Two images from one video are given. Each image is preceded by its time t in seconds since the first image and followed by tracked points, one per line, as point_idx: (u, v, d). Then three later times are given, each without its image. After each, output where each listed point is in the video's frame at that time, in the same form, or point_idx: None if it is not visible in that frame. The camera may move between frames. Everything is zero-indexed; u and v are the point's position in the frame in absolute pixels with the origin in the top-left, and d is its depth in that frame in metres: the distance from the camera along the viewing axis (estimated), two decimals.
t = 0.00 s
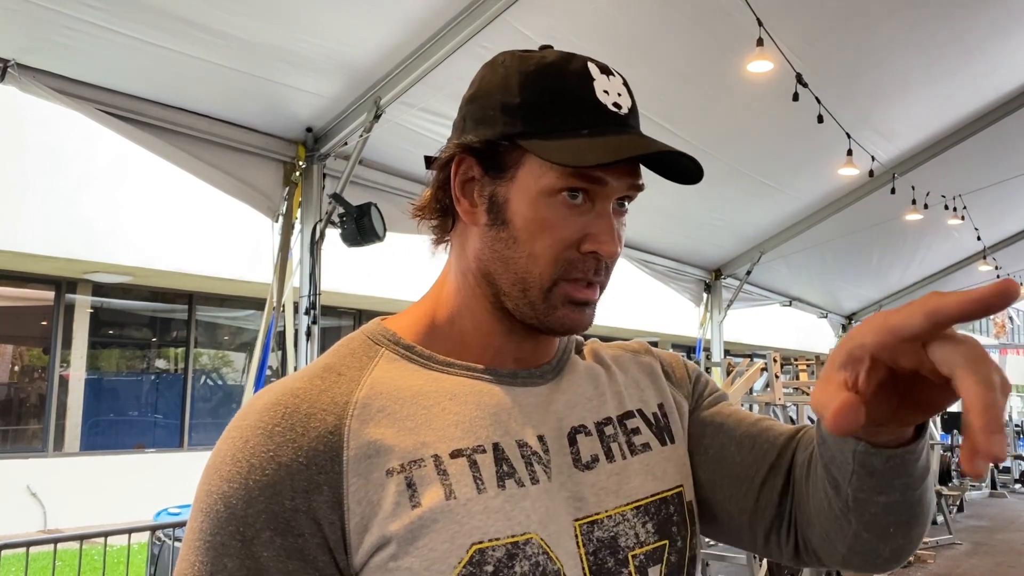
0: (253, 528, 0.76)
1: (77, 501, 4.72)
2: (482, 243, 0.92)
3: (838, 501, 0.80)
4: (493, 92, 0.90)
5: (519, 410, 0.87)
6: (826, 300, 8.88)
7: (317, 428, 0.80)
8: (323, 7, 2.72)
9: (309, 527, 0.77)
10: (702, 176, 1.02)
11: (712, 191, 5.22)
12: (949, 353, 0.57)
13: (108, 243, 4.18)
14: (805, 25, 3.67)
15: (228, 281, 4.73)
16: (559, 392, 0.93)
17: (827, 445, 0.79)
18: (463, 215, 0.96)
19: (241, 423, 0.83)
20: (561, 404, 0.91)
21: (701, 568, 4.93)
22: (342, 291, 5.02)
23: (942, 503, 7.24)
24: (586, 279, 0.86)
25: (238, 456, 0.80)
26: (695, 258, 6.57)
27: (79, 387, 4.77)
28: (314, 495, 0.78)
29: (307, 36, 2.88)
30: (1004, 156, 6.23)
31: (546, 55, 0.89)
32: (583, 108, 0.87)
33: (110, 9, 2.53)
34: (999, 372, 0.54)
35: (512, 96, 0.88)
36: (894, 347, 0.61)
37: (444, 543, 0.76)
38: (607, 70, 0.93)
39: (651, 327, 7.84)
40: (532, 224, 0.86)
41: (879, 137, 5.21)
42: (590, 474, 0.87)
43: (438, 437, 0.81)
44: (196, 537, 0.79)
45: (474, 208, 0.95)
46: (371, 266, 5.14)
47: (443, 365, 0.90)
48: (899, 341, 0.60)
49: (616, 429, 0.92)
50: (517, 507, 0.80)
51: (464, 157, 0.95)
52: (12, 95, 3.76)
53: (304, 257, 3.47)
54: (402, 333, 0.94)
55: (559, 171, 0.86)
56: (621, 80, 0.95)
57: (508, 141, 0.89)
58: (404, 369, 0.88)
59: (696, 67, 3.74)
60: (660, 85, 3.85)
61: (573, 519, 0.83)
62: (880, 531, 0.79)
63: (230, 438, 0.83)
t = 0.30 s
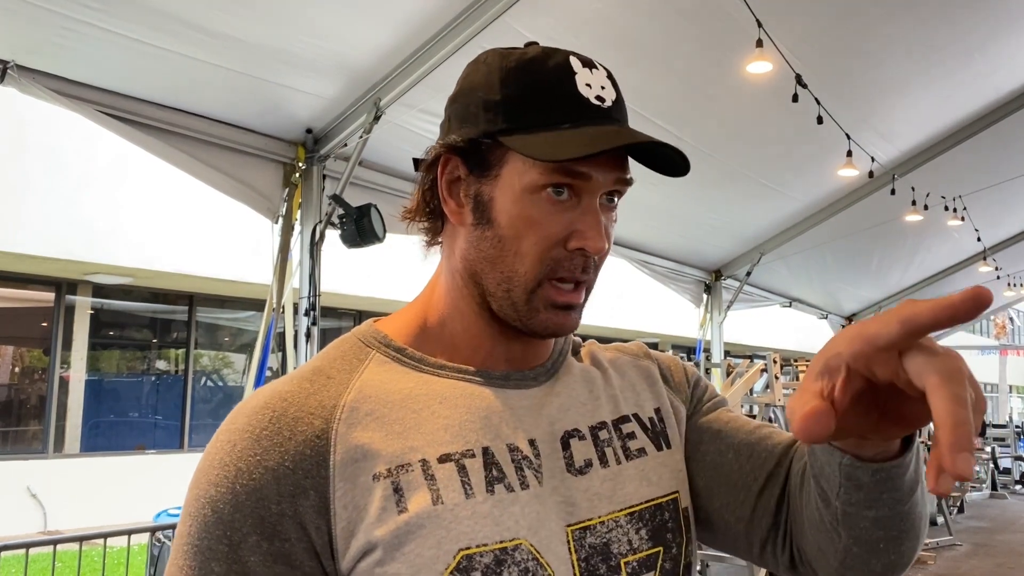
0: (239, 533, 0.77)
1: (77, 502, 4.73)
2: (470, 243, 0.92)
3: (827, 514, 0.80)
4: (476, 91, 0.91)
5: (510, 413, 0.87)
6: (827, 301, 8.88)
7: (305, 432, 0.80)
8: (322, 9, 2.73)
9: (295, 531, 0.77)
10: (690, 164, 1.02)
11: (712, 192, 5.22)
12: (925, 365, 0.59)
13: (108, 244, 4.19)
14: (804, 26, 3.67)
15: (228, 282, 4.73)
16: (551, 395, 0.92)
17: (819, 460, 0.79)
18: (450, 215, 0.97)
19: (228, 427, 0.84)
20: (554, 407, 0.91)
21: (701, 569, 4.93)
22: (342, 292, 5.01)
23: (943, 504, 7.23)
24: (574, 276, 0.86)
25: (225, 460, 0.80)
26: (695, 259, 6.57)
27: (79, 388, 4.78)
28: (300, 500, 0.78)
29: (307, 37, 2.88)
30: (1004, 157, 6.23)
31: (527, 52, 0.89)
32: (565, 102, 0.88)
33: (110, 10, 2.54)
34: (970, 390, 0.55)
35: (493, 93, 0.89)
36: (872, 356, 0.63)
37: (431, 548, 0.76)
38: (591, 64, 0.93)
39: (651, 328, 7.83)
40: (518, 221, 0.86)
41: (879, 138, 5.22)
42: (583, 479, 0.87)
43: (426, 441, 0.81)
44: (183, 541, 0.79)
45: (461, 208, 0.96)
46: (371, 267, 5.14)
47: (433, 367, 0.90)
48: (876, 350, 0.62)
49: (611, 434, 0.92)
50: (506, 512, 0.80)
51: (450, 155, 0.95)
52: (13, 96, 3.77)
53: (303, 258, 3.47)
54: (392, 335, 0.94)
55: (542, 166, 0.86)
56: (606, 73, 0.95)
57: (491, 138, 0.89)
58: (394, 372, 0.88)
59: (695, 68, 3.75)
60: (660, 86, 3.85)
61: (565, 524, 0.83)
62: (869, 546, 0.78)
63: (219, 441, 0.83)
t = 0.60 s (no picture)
0: (239, 540, 0.76)
1: (77, 503, 4.73)
2: (467, 238, 0.92)
3: (814, 504, 0.81)
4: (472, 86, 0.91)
5: (513, 418, 0.87)
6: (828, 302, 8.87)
7: (307, 437, 0.80)
8: (323, 9, 2.72)
9: (298, 539, 0.77)
10: (687, 154, 1.01)
11: (713, 192, 5.22)
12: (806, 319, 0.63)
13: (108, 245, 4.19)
14: (805, 26, 3.67)
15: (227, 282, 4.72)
16: (554, 399, 0.92)
17: (799, 450, 0.81)
18: (447, 211, 0.97)
19: (227, 430, 0.83)
20: (557, 412, 0.90)
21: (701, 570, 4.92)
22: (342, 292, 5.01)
23: (944, 505, 7.22)
24: (571, 265, 0.84)
25: (224, 465, 0.79)
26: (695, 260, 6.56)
27: (79, 388, 4.78)
28: (302, 507, 0.77)
29: (307, 38, 2.88)
30: (1005, 158, 6.23)
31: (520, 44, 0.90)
32: (559, 90, 0.87)
33: (110, 11, 2.53)
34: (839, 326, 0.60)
35: (487, 86, 0.89)
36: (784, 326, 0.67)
37: (436, 558, 0.75)
38: (585, 55, 0.93)
39: (652, 328, 7.82)
40: (513, 212, 0.86)
41: (880, 138, 5.21)
42: (586, 486, 0.87)
43: (430, 447, 0.81)
44: (179, 548, 0.79)
45: (458, 203, 0.96)
46: (372, 268, 5.13)
47: (435, 370, 0.89)
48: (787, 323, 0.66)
49: (615, 440, 0.92)
50: (509, 520, 0.79)
51: (447, 150, 0.95)
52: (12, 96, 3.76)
53: (304, 259, 3.47)
54: (391, 335, 0.94)
55: (539, 155, 0.86)
56: (601, 63, 0.95)
57: (486, 129, 0.89)
58: (395, 375, 0.88)
59: (696, 69, 3.74)
60: (661, 86, 3.84)
61: (569, 531, 0.83)
62: (856, 537, 0.79)
63: (217, 443, 0.82)
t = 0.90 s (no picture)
0: (233, 544, 0.76)
1: (77, 502, 4.74)
2: (463, 234, 0.92)
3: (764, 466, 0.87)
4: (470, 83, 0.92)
5: (511, 421, 0.86)
6: (828, 302, 8.86)
7: (303, 439, 0.79)
8: (323, 9, 2.72)
9: (293, 543, 0.77)
10: (685, 153, 1.01)
11: (713, 192, 5.21)
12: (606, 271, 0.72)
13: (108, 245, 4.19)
14: (805, 26, 3.67)
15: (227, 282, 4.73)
16: (552, 400, 0.92)
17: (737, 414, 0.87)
18: (446, 207, 0.97)
19: (221, 431, 0.83)
20: (555, 414, 0.90)
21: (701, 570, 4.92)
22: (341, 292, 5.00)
23: (943, 505, 7.21)
24: (566, 263, 0.83)
25: (219, 467, 0.79)
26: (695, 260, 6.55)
27: (79, 388, 4.78)
28: (298, 510, 0.77)
29: (307, 38, 2.88)
30: (1005, 158, 6.22)
31: (519, 41, 0.90)
32: (556, 86, 0.87)
33: (110, 11, 2.53)
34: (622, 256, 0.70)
35: (486, 81, 0.89)
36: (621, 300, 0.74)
37: (433, 563, 0.75)
38: (586, 51, 0.93)
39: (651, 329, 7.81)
40: (509, 210, 0.85)
41: (879, 139, 5.21)
42: (584, 488, 0.87)
43: (427, 451, 0.80)
44: (171, 551, 0.78)
45: (456, 199, 0.96)
46: (371, 268, 5.12)
47: (432, 372, 0.89)
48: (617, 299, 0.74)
49: (612, 441, 0.92)
50: (508, 524, 0.79)
51: (447, 146, 0.95)
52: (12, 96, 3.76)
53: (303, 259, 3.47)
54: (388, 335, 0.93)
55: (535, 152, 0.85)
56: (601, 60, 0.95)
57: (484, 124, 0.89)
58: (391, 376, 0.87)
59: (696, 69, 3.74)
60: (661, 86, 3.84)
61: (567, 534, 0.83)
62: (809, 492, 0.84)
63: (211, 443, 0.82)
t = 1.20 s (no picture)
0: (225, 544, 0.76)
1: (76, 501, 4.75)
2: (461, 232, 0.91)
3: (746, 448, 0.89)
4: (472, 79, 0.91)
5: (505, 420, 0.86)
6: (828, 302, 8.85)
7: (295, 439, 0.79)
8: (322, 8, 2.72)
9: (285, 543, 0.76)
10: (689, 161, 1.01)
11: (712, 191, 5.21)
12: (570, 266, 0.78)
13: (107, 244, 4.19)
14: (806, 25, 3.66)
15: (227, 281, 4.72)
16: (547, 399, 0.91)
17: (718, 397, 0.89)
18: (444, 204, 0.97)
19: (213, 430, 0.82)
20: (547, 411, 0.90)
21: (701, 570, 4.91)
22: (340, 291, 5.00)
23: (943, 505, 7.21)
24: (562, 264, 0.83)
25: (210, 466, 0.79)
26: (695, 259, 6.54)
27: (78, 387, 4.78)
28: (289, 510, 0.77)
29: (306, 37, 2.87)
30: (1005, 158, 6.22)
31: (529, 38, 0.89)
32: (564, 87, 0.87)
33: (109, 9, 2.53)
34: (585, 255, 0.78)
35: (491, 78, 0.89)
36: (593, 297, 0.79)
37: (426, 563, 0.74)
38: (594, 53, 0.92)
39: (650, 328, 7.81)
40: (508, 209, 0.85)
41: (880, 138, 5.21)
42: (575, 484, 0.86)
43: (421, 451, 0.80)
44: (163, 551, 0.78)
45: (454, 196, 0.95)
46: (370, 267, 5.12)
47: (426, 371, 0.88)
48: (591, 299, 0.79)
49: (602, 436, 0.91)
50: (501, 522, 0.79)
51: (448, 141, 0.95)
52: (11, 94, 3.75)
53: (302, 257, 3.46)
54: (383, 334, 0.93)
55: (538, 152, 0.85)
56: (609, 63, 0.94)
57: (487, 121, 0.88)
58: (384, 375, 0.87)
59: (696, 68, 3.73)
60: (661, 85, 3.83)
61: (559, 530, 0.83)
62: (792, 473, 0.86)
63: (202, 442, 0.82)
